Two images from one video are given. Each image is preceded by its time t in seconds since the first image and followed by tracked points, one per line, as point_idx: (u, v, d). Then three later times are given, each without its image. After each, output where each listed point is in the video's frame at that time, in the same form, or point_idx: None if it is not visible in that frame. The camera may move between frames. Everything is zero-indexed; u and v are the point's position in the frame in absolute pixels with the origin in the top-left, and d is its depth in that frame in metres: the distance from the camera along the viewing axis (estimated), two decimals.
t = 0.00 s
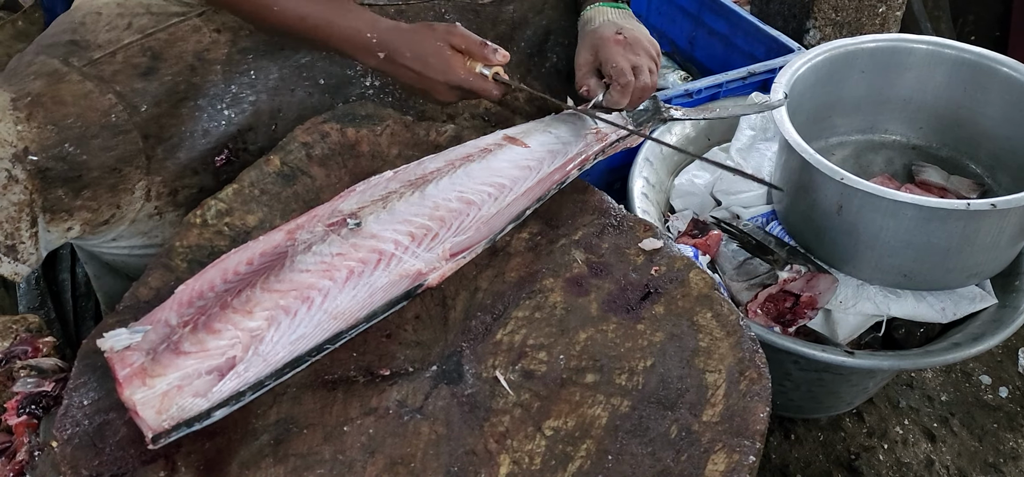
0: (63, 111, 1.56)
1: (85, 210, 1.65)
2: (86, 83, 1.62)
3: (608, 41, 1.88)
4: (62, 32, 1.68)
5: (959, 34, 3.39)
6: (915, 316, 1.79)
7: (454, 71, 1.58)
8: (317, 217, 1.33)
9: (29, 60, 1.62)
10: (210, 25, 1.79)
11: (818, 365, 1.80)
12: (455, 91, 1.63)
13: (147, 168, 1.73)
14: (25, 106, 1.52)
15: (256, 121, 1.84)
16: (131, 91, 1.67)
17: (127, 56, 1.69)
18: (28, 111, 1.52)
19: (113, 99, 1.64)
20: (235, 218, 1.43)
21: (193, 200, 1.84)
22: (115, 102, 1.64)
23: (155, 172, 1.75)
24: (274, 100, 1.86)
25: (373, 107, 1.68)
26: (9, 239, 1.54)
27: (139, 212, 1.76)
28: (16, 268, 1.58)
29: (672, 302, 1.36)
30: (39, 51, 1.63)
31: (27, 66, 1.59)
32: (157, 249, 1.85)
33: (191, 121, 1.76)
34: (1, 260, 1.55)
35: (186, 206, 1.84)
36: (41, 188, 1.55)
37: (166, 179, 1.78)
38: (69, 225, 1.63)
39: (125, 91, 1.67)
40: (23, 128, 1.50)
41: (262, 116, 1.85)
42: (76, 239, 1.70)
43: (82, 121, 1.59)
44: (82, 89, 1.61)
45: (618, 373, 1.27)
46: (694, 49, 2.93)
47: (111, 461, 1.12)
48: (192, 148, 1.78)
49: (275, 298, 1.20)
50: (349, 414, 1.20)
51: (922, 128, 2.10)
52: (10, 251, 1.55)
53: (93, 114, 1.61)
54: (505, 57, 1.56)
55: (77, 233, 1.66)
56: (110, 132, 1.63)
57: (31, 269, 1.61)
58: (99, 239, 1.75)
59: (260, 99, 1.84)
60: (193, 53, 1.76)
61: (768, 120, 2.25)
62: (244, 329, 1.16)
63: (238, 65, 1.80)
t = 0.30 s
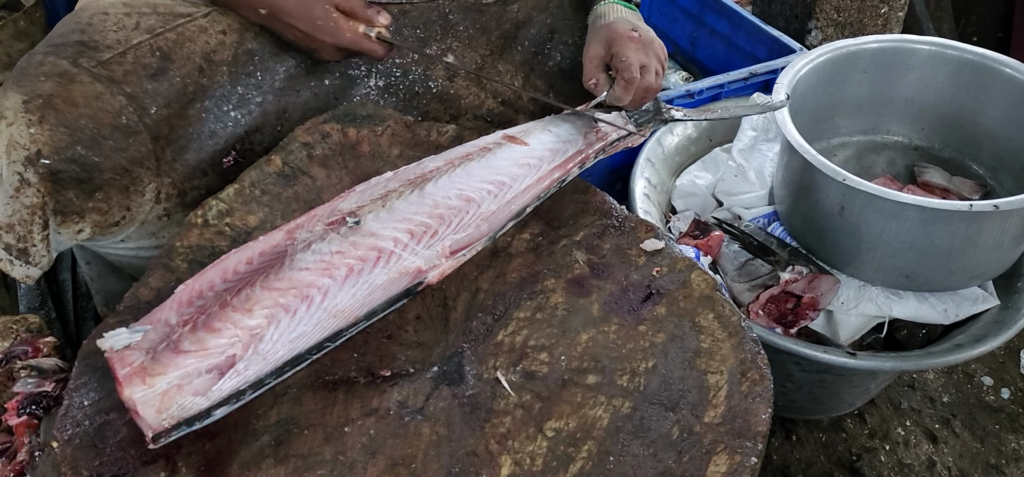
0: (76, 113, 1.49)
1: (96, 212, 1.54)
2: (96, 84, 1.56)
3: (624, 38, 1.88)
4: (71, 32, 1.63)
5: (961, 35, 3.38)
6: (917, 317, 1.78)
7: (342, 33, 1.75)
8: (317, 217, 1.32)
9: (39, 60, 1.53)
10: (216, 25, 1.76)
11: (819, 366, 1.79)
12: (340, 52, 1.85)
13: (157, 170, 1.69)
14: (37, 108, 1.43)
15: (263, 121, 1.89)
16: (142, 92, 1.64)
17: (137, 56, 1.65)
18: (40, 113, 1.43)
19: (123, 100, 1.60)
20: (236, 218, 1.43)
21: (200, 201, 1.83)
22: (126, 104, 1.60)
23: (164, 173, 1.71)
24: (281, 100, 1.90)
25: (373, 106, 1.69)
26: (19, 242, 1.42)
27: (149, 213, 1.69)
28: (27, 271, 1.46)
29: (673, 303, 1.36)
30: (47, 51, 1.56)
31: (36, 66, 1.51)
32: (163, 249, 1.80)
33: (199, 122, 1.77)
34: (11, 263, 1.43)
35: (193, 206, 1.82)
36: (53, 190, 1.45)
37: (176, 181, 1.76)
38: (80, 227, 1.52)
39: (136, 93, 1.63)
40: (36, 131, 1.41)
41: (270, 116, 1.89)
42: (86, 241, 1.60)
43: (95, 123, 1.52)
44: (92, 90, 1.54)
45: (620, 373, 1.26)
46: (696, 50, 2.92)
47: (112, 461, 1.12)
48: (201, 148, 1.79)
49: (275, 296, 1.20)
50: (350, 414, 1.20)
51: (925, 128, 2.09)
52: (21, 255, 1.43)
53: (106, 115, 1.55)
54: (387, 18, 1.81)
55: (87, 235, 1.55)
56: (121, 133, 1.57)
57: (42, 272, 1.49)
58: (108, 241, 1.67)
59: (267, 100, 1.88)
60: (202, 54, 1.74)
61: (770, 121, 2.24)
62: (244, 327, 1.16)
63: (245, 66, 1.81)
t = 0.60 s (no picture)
0: (72, 111, 1.49)
1: (91, 211, 1.54)
2: (92, 83, 1.56)
3: (634, 41, 1.91)
4: (68, 31, 1.67)
5: (961, 36, 3.38)
6: (917, 320, 1.78)
7: (469, 72, 1.53)
8: (319, 219, 1.32)
9: (36, 59, 1.56)
10: (213, 24, 1.79)
11: (820, 369, 1.79)
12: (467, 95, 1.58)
13: (153, 169, 1.68)
14: (31, 106, 1.45)
15: (261, 120, 1.87)
16: (138, 91, 1.64)
17: (133, 55, 1.66)
18: (35, 112, 1.44)
19: (119, 99, 1.60)
20: (235, 219, 1.43)
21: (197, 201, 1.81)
22: (122, 103, 1.60)
23: (160, 172, 1.71)
24: (278, 98, 1.89)
25: (373, 108, 1.67)
26: (15, 241, 1.42)
27: (145, 212, 1.68)
28: (22, 269, 1.46)
29: (674, 305, 1.36)
30: (45, 50, 1.59)
31: (33, 65, 1.54)
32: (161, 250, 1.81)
33: (196, 121, 1.77)
34: (6, 262, 1.43)
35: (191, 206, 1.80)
36: (47, 189, 1.45)
37: (173, 180, 1.75)
38: (75, 226, 1.52)
39: (131, 91, 1.63)
40: (29, 129, 1.42)
41: (267, 115, 1.88)
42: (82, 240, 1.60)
43: (91, 122, 1.52)
44: (89, 88, 1.55)
45: (620, 376, 1.26)
46: (696, 51, 2.92)
47: (111, 463, 1.11)
48: (196, 148, 1.78)
49: (277, 300, 1.19)
50: (350, 416, 1.20)
51: (926, 130, 2.09)
52: (16, 253, 1.43)
53: (101, 114, 1.55)
54: (519, 64, 1.55)
55: (82, 234, 1.55)
56: (117, 132, 1.57)
57: (38, 271, 1.49)
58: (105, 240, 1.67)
59: (265, 98, 1.87)
60: (199, 53, 1.76)
61: (770, 122, 2.24)
62: (246, 331, 1.15)
63: (242, 65, 1.82)
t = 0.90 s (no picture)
0: (82, 119, 1.50)
1: (101, 218, 1.56)
2: (102, 90, 1.57)
3: (637, 42, 1.90)
4: (74, 36, 1.62)
5: (959, 39, 3.39)
6: (915, 322, 1.78)
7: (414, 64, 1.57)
8: (317, 220, 1.32)
9: (45, 64, 1.54)
10: (218, 28, 1.77)
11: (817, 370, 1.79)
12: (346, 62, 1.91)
13: (162, 174, 1.68)
14: (43, 114, 1.45)
15: (263, 124, 1.88)
16: (147, 97, 1.64)
17: (141, 61, 1.65)
18: (46, 119, 1.45)
19: (129, 106, 1.60)
20: (234, 221, 1.43)
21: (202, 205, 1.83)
22: (131, 109, 1.60)
23: (169, 177, 1.71)
24: (277, 103, 1.89)
25: (372, 110, 1.69)
26: (26, 248, 1.45)
27: (152, 217, 1.70)
28: (33, 276, 1.49)
29: (672, 307, 1.36)
30: (52, 55, 1.57)
31: (41, 71, 1.53)
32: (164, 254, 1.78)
33: (204, 125, 1.77)
34: (19, 268, 1.46)
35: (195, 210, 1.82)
36: (58, 196, 1.47)
37: (180, 185, 1.75)
38: (84, 233, 1.55)
39: (141, 98, 1.63)
40: (42, 137, 1.43)
41: (268, 119, 1.88)
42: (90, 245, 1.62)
43: (101, 128, 1.53)
44: (98, 96, 1.55)
45: (619, 378, 1.26)
46: (695, 53, 2.92)
47: (109, 465, 1.11)
48: (204, 151, 1.78)
49: (274, 300, 1.20)
50: (348, 418, 1.20)
51: (923, 132, 2.10)
52: (28, 260, 1.46)
53: (111, 122, 1.56)
54: (390, 28, 1.90)
55: (91, 240, 1.58)
56: (127, 139, 1.58)
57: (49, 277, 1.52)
58: (111, 245, 1.67)
59: (266, 103, 1.87)
60: (206, 58, 1.75)
61: (769, 124, 2.25)
62: (244, 332, 1.15)
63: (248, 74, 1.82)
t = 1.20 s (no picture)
0: (75, 119, 1.50)
1: (95, 219, 1.57)
2: (97, 91, 1.57)
3: (640, 38, 1.90)
4: (69, 38, 1.66)
5: (956, 41, 3.40)
6: (911, 323, 1.79)
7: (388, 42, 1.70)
8: (314, 222, 1.32)
9: (39, 66, 1.56)
10: (215, 31, 1.80)
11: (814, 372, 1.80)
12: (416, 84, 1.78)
13: (157, 177, 1.68)
14: (36, 115, 1.46)
15: (261, 126, 1.87)
16: (142, 99, 1.64)
17: (136, 63, 1.67)
18: (39, 121, 1.45)
19: (123, 107, 1.60)
20: (231, 222, 1.44)
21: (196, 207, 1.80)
22: (125, 111, 1.60)
23: (163, 179, 1.70)
24: (280, 104, 1.89)
25: (370, 111, 1.68)
26: (19, 248, 1.45)
27: (147, 219, 1.69)
28: (25, 277, 1.50)
29: (668, 308, 1.37)
30: (47, 57, 1.60)
31: (36, 72, 1.54)
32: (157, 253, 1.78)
33: (197, 128, 1.76)
34: (10, 269, 1.47)
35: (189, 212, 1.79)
36: (52, 197, 1.47)
37: (175, 187, 1.74)
38: (78, 233, 1.55)
39: (136, 99, 1.63)
40: (34, 138, 1.43)
41: (268, 120, 1.88)
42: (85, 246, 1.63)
43: (95, 130, 1.53)
44: (92, 97, 1.56)
45: (615, 379, 1.27)
46: (692, 54, 2.93)
47: (106, 466, 1.11)
48: (199, 155, 1.77)
49: (271, 303, 1.20)
50: (345, 419, 1.20)
51: (920, 134, 2.10)
52: (20, 260, 1.46)
53: (105, 122, 1.55)
54: (463, 52, 1.75)
55: (85, 241, 1.58)
56: (121, 140, 1.57)
57: (41, 278, 1.53)
58: (105, 246, 1.67)
59: (266, 105, 1.87)
60: (201, 59, 1.76)
61: (765, 126, 2.25)
62: (241, 334, 1.16)
63: (242, 71, 1.82)
